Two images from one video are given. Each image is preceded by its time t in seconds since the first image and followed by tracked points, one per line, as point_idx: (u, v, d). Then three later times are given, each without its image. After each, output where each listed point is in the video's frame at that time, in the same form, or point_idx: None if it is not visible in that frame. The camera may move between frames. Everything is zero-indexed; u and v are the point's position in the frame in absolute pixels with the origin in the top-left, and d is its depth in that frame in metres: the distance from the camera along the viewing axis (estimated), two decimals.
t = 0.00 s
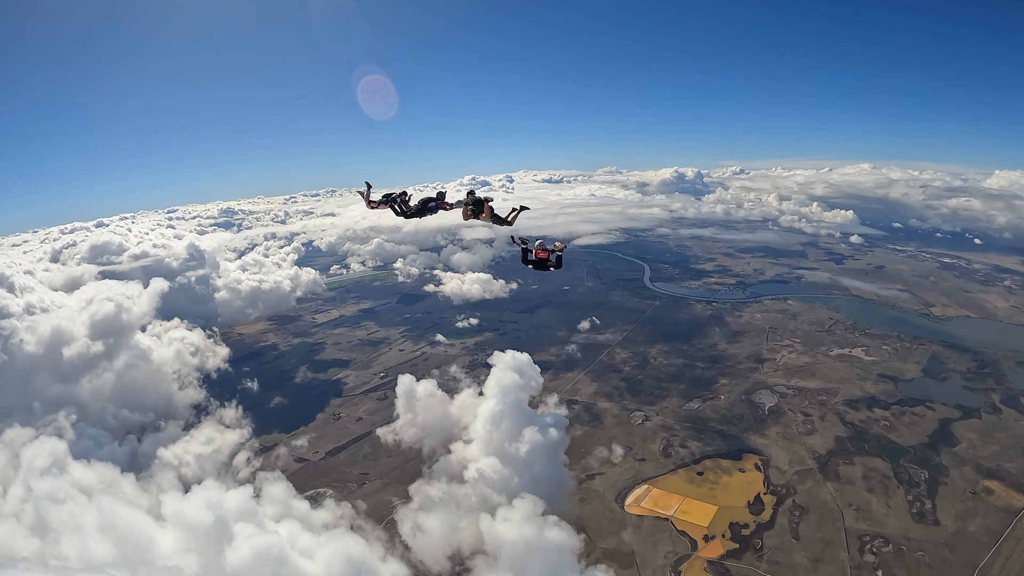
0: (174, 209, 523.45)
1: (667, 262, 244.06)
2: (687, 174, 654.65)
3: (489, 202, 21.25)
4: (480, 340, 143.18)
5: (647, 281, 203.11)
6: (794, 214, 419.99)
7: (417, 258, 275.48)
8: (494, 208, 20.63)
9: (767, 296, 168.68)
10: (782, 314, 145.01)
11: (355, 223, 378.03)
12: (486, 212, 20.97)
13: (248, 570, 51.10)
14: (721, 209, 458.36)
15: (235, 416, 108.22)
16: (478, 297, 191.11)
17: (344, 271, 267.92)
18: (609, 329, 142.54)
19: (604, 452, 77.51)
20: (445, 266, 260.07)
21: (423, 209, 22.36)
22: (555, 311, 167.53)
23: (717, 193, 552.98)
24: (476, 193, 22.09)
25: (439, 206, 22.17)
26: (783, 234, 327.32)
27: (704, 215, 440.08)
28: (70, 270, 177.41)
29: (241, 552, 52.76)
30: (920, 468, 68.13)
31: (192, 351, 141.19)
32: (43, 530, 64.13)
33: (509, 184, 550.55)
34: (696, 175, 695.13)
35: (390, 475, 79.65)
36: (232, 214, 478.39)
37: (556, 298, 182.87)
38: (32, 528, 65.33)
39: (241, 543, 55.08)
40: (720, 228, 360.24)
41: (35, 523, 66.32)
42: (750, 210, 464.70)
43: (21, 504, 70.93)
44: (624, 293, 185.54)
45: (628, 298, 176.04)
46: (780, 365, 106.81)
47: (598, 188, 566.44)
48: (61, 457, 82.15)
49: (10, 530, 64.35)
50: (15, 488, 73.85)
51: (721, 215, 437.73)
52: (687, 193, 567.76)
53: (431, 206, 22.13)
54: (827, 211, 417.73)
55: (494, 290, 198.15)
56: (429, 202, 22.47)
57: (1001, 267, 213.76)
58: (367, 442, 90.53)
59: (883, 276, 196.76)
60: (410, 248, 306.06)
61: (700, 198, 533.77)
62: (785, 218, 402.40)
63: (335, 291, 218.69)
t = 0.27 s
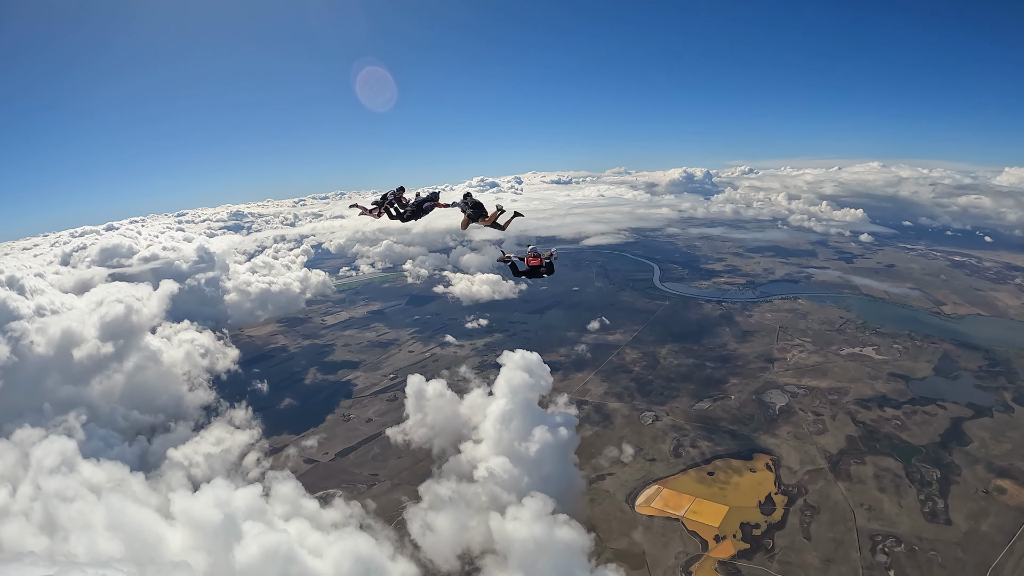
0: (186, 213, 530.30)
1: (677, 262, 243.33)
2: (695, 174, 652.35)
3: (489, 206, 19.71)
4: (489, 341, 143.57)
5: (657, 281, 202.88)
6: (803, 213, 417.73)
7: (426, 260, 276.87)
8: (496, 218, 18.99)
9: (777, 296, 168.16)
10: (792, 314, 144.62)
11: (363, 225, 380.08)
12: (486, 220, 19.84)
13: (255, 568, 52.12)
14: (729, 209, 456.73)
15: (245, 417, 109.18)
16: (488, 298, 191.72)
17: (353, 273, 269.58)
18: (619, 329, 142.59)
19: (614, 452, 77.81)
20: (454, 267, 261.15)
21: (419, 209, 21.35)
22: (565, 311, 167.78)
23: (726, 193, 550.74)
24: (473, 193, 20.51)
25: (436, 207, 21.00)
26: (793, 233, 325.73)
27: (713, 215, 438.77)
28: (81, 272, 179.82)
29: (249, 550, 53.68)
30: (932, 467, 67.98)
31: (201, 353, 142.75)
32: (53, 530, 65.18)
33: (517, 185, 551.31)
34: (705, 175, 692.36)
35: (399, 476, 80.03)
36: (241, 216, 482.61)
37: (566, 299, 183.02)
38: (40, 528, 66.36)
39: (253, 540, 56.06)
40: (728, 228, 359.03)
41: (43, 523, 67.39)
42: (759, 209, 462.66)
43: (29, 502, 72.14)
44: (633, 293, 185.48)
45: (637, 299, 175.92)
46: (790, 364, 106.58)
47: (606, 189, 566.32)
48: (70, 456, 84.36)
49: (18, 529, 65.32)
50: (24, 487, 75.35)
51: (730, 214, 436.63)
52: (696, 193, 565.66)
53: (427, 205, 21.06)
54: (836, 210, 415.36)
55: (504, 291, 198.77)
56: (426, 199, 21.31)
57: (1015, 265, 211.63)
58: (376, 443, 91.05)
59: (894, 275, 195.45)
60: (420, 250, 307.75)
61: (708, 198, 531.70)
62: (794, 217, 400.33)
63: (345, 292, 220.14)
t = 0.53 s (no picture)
0: (206, 214, 538.37)
1: (688, 262, 242.45)
2: (706, 174, 648.35)
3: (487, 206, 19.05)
4: (500, 340, 143.97)
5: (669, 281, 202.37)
6: (814, 213, 414.63)
7: (438, 259, 278.66)
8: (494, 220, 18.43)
9: (788, 296, 167.31)
10: (804, 314, 144.01)
11: (373, 225, 382.34)
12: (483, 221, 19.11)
13: (264, 563, 53.69)
14: (740, 208, 454.60)
15: (256, 415, 110.33)
16: (499, 297, 192.20)
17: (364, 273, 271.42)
18: (630, 329, 142.56)
19: (624, 451, 78.14)
20: (466, 267, 262.38)
21: (416, 207, 20.39)
22: (576, 311, 167.95)
23: (736, 192, 547.42)
24: (470, 194, 19.28)
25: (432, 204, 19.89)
26: (804, 233, 323.66)
27: (724, 214, 436.90)
28: (94, 271, 182.24)
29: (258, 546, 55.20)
30: (944, 467, 67.80)
31: (213, 352, 144.47)
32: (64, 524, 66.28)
33: (527, 184, 551.63)
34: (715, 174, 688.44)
35: (409, 475, 80.46)
36: (252, 216, 486.92)
37: (578, 299, 182.92)
38: (49, 523, 67.69)
39: (260, 535, 57.86)
40: (739, 227, 357.25)
41: (52, 518, 68.62)
42: (770, 209, 459.92)
43: (41, 497, 73.75)
44: (644, 293, 185.24)
45: (648, 298, 175.65)
46: (802, 364, 106.26)
47: (616, 189, 565.71)
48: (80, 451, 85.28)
49: (28, 525, 66.66)
50: (36, 481, 76.79)
51: (741, 214, 434.68)
52: (706, 193, 562.99)
53: (423, 203, 20.09)
54: (847, 210, 412.01)
55: (516, 290, 199.46)
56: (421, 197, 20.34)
57: None
58: (387, 442, 91.71)
59: (907, 275, 193.76)
60: (431, 249, 309.52)
61: (719, 197, 528.95)
62: (806, 217, 397.31)
63: (355, 292, 221.46)
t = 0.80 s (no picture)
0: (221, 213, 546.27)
1: (701, 263, 241.44)
2: (719, 175, 644.77)
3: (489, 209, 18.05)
4: (512, 340, 144.51)
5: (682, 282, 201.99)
6: (827, 214, 411.39)
7: (452, 259, 280.66)
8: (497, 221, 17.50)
9: (802, 297, 166.45)
10: (817, 315, 143.31)
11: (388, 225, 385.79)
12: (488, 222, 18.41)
13: (274, 557, 55.16)
14: (754, 209, 452.69)
15: (267, 413, 111.87)
16: (512, 297, 193.03)
17: (377, 273, 273.78)
18: (642, 330, 142.62)
19: (636, 451, 78.54)
20: (479, 267, 264.07)
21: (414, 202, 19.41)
22: (589, 311, 168.23)
23: (749, 194, 544.01)
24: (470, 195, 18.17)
25: (429, 203, 18.67)
26: (818, 234, 321.33)
27: (737, 215, 435.26)
28: (107, 269, 184.74)
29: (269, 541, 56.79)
30: (957, 471, 67.59)
31: (225, 350, 146.71)
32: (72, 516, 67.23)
33: (539, 185, 551.80)
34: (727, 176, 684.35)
35: (420, 474, 81.00)
36: (266, 216, 492.41)
37: (591, 300, 182.86)
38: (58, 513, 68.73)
39: (269, 530, 59.02)
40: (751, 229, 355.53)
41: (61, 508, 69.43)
42: (782, 210, 457.20)
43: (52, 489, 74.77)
44: (657, 294, 185.01)
45: (661, 299, 175.35)
46: (815, 366, 106.09)
47: (628, 190, 565.45)
48: (92, 445, 87.21)
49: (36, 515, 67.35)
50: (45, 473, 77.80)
51: (755, 215, 433.04)
52: (719, 194, 560.34)
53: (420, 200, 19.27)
54: (861, 211, 408.57)
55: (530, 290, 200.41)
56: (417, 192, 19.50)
57: None
58: (398, 441, 92.54)
59: (921, 277, 191.85)
60: (445, 249, 311.62)
61: (732, 198, 526.00)
62: (819, 219, 394.26)
63: (368, 291, 223.12)
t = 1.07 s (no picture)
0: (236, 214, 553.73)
1: (714, 265, 240.43)
2: (732, 176, 641.14)
3: (490, 209, 18.59)
4: (526, 342, 145.00)
5: (695, 284, 201.70)
6: (841, 217, 408.01)
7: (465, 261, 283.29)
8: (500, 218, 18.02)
9: (816, 300, 165.52)
10: (831, 318, 142.61)
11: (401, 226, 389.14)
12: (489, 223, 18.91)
13: (283, 554, 56.43)
14: (768, 211, 450.69)
15: (279, 412, 113.36)
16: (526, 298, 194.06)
17: (391, 273, 276.06)
18: (656, 332, 142.48)
19: (649, 453, 78.93)
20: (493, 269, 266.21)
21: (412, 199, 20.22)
22: (602, 313, 168.49)
23: (762, 196, 540.46)
24: (471, 196, 19.04)
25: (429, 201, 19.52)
26: (832, 236, 319.02)
27: (750, 217, 433.42)
28: (122, 268, 187.51)
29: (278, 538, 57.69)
30: (973, 475, 67.30)
31: (239, 349, 148.77)
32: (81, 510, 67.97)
33: (551, 186, 552.78)
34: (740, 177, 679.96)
35: (431, 475, 81.56)
36: (280, 216, 497.86)
37: (604, 301, 182.86)
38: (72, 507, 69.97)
39: (277, 528, 59.92)
40: (764, 230, 353.66)
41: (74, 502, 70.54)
42: (796, 212, 454.28)
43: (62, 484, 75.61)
44: (670, 296, 184.77)
45: (675, 301, 174.92)
46: (829, 368, 105.79)
47: (640, 191, 564.97)
48: (103, 442, 88.48)
49: (50, 507, 68.35)
50: (58, 467, 79.01)
51: (769, 216, 431.22)
52: (733, 196, 558.00)
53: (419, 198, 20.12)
54: (875, 214, 404.98)
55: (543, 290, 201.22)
56: (416, 192, 20.24)
57: None
58: (411, 441, 93.28)
59: (936, 279, 190.07)
60: (459, 250, 313.91)
61: (746, 200, 522.97)
62: (833, 221, 391.13)
63: (381, 292, 224.86)
